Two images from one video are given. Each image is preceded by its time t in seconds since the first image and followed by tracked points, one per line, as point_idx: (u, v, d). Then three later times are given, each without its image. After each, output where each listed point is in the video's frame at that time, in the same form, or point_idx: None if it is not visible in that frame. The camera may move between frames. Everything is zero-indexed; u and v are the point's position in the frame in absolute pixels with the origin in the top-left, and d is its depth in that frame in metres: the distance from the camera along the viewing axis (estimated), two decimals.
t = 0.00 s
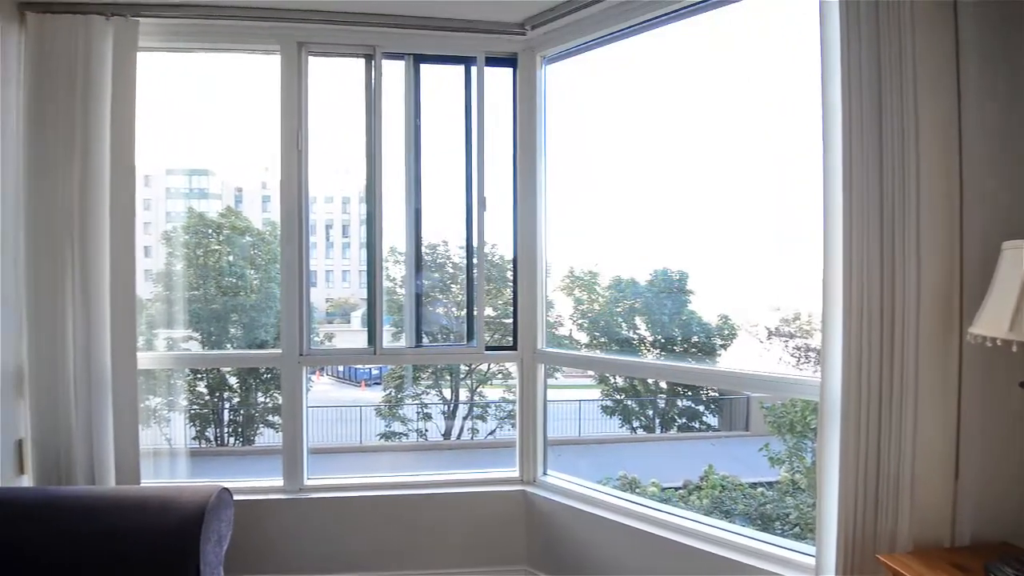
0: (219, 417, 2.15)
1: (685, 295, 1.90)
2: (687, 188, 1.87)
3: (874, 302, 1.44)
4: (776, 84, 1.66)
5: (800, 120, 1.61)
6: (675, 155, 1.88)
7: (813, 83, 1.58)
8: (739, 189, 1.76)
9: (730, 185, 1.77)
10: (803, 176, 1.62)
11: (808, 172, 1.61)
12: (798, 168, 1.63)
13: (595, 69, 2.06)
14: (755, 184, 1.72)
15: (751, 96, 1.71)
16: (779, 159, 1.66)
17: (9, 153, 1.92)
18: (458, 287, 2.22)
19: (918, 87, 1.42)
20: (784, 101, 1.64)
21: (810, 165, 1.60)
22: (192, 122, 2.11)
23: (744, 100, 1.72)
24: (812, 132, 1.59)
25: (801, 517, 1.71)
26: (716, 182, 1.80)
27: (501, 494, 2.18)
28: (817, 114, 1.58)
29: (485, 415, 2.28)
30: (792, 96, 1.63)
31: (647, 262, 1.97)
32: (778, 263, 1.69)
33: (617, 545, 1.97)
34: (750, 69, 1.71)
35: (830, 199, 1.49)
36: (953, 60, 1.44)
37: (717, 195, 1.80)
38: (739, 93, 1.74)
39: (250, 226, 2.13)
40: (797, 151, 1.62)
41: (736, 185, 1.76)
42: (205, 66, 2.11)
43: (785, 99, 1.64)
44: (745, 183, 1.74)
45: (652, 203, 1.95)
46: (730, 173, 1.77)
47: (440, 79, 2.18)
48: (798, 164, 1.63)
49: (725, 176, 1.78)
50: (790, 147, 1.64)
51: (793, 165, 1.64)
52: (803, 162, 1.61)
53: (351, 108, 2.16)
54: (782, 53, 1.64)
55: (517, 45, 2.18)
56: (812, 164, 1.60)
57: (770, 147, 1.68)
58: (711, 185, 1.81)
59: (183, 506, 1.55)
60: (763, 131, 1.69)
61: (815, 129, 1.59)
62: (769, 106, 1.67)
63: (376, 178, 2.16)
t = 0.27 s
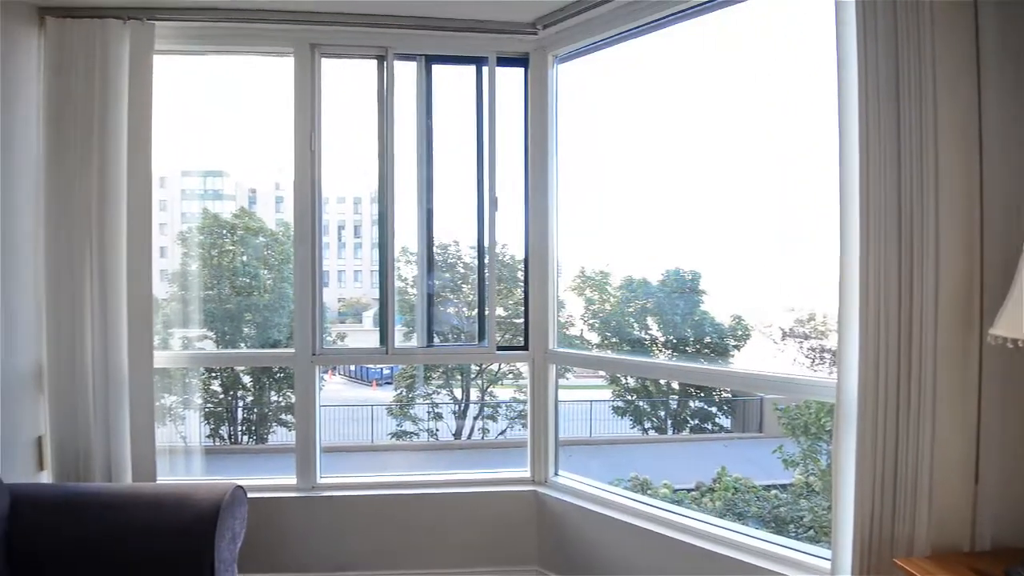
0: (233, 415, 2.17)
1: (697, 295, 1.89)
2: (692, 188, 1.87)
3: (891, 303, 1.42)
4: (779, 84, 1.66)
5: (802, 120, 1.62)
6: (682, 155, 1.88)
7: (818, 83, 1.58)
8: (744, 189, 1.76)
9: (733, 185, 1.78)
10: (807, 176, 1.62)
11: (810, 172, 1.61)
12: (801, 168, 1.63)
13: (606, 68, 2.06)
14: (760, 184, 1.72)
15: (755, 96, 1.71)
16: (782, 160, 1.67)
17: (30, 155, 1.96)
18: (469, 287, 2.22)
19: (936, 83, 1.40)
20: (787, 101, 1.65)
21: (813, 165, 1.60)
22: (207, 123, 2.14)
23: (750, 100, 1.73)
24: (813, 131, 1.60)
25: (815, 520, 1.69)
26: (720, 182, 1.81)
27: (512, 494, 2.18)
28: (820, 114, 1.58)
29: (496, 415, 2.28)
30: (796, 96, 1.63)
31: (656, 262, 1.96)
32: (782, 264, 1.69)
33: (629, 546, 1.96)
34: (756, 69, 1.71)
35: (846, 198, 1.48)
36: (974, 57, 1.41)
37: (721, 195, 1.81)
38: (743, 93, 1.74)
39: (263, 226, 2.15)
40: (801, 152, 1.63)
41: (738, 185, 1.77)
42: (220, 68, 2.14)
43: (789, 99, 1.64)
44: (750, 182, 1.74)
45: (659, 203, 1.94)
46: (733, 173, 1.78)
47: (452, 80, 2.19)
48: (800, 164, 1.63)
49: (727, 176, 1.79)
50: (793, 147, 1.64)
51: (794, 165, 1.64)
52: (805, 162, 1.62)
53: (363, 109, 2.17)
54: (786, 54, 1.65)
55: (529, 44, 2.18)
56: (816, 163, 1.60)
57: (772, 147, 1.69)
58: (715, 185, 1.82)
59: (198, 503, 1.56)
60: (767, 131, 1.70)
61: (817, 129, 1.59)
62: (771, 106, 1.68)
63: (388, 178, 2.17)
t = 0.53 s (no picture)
0: (245, 413, 2.19)
1: (709, 295, 1.87)
2: (702, 187, 1.86)
3: (908, 303, 1.39)
4: (789, 84, 1.65)
5: (810, 120, 1.61)
6: (692, 154, 1.87)
7: (825, 84, 1.58)
8: (755, 189, 1.74)
9: (744, 185, 1.77)
10: (816, 176, 1.61)
11: (818, 172, 1.61)
12: (809, 169, 1.63)
13: (616, 68, 2.05)
14: (772, 182, 1.71)
15: (766, 96, 1.70)
16: (794, 159, 1.66)
17: (48, 157, 1.99)
18: (479, 287, 2.22)
19: (954, 80, 1.37)
20: (795, 101, 1.64)
21: (820, 165, 1.60)
22: (220, 125, 2.16)
23: (760, 100, 1.72)
24: (820, 131, 1.60)
25: (828, 523, 1.67)
26: (732, 182, 1.79)
27: (522, 494, 2.18)
28: (828, 113, 1.58)
29: (506, 415, 2.28)
30: (804, 96, 1.62)
31: (670, 260, 1.94)
32: (788, 263, 1.69)
33: (640, 548, 1.95)
34: (765, 68, 1.71)
35: (862, 197, 1.45)
36: (993, 53, 1.39)
37: (732, 194, 1.80)
38: (751, 94, 1.74)
39: (275, 227, 2.17)
40: (809, 153, 1.62)
41: (750, 184, 1.75)
42: (233, 70, 2.16)
43: (796, 100, 1.64)
44: (761, 182, 1.73)
45: (669, 202, 1.93)
46: (745, 173, 1.76)
47: (462, 80, 2.19)
48: (808, 164, 1.63)
49: (739, 176, 1.78)
50: (802, 147, 1.64)
51: (804, 165, 1.63)
52: (813, 162, 1.61)
53: (374, 110, 2.18)
54: (794, 54, 1.64)
55: (539, 44, 2.18)
56: (823, 163, 1.60)
57: (782, 147, 1.68)
58: (726, 185, 1.81)
59: (212, 500, 1.57)
60: (776, 131, 1.69)
61: (824, 128, 1.59)
62: (782, 105, 1.67)
63: (399, 178, 2.18)
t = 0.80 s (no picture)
0: (258, 412, 2.21)
1: (720, 295, 1.86)
2: (708, 187, 1.86)
3: (925, 303, 1.37)
4: (793, 84, 1.66)
5: (813, 120, 1.62)
6: (699, 154, 1.87)
7: (828, 84, 1.59)
8: (760, 188, 1.75)
9: (749, 185, 1.77)
10: (822, 176, 1.61)
11: (821, 172, 1.61)
12: (812, 168, 1.63)
13: (627, 67, 2.04)
14: (780, 182, 1.70)
15: (771, 96, 1.71)
16: (799, 159, 1.66)
17: (65, 159, 2.02)
18: (489, 287, 2.22)
19: (973, 76, 1.35)
20: (798, 102, 1.65)
21: (823, 165, 1.60)
22: (233, 126, 2.18)
23: (765, 100, 1.72)
24: (822, 131, 1.60)
25: (842, 526, 1.65)
26: (729, 182, 1.81)
27: (532, 495, 2.17)
28: (831, 114, 1.58)
29: (516, 415, 2.28)
30: (808, 96, 1.63)
31: (677, 260, 1.94)
32: (791, 263, 1.69)
33: (651, 550, 1.93)
34: (768, 69, 1.71)
35: (876, 195, 1.44)
36: (1014, 47, 1.36)
37: (737, 195, 1.80)
38: (755, 94, 1.74)
39: (286, 227, 2.19)
40: (813, 153, 1.63)
41: (755, 184, 1.76)
42: (246, 72, 2.18)
43: (800, 100, 1.65)
44: (766, 182, 1.73)
45: (674, 202, 1.93)
46: (750, 173, 1.77)
47: (472, 80, 2.19)
48: (811, 164, 1.63)
49: (744, 176, 1.78)
50: (805, 147, 1.64)
51: (807, 165, 1.64)
52: (816, 162, 1.62)
53: (384, 111, 2.19)
54: (799, 55, 1.65)
55: (551, 43, 2.17)
56: (826, 163, 1.60)
57: (786, 147, 1.68)
58: (731, 185, 1.81)
59: (227, 498, 1.59)
60: (781, 131, 1.69)
61: (826, 128, 1.60)
62: (785, 106, 1.68)
63: (409, 178, 2.18)
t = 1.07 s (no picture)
0: (270, 411, 2.23)
1: (733, 295, 1.84)
2: (715, 188, 1.85)
3: (944, 303, 1.35)
4: (801, 84, 1.66)
5: (820, 121, 1.62)
6: (689, 158, 1.91)
7: (835, 85, 1.58)
8: (768, 188, 1.74)
9: (756, 185, 1.77)
10: (831, 176, 1.60)
11: (827, 172, 1.61)
12: (819, 169, 1.63)
13: (640, 65, 2.02)
14: (789, 181, 1.69)
15: (779, 96, 1.70)
16: (808, 160, 1.65)
17: (83, 162, 2.06)
18: (500, 287, 2.22)
19: (993, 72, 1.32)
20: (804, 103, 1.65)
21: (830, 165, 1.60)
22: (247, 128, 2.20)
23: (773, 100, 1.72)
24: (829, 131, 1.60)
25: (857, 529, 1.63)
26: (737, 182, 1.81)
27: (542, 495, 2.17)
28: (838, 114, 1.58)
29: (526, 415, 2.27)
30: (814, 97, 1.63)
31: (688, 259, 1.93)
32: (798, 263, 1.69)
33: (663, 552, 1.92)
34: (774, 69, 1.71)
35: (893, 194, 1.41)
36: None
37: (744, 195, 1.79)
38: (762, 95, 1.74)
39: (299, 228, 2.20)
40: (821, 154, 1.62)
41: (763, 185, 1.75)
42: (259, 75, 2.20)
43: (807, 100, 1.64)
44: (774, 182, 1.73)
45: (682, 203, 1.93)
46: (758, 173, 1.76)
47: (483, 80, 2.20)
48: (818, 164, 1.63)
49: (751, 176, 1.78)
50: (811, 147, 1.64)
51: (813, 165, 1.64)
52: (822, 162, 1.62)
53: (395, 111, 2.20)
54: (806, 55, 1.64)
55: (562, 42, 2.16)
56: (832, 164, 1.60)
57: (792, 147, 1.68)
58: (738, 185, 1.81)
59: (240, 495, 1.61)
60: (788, 131, 1.69)
61: (833, 128, 1.59)
62: (792, 106, 1.68)
63: (420, 179, 2.19)
